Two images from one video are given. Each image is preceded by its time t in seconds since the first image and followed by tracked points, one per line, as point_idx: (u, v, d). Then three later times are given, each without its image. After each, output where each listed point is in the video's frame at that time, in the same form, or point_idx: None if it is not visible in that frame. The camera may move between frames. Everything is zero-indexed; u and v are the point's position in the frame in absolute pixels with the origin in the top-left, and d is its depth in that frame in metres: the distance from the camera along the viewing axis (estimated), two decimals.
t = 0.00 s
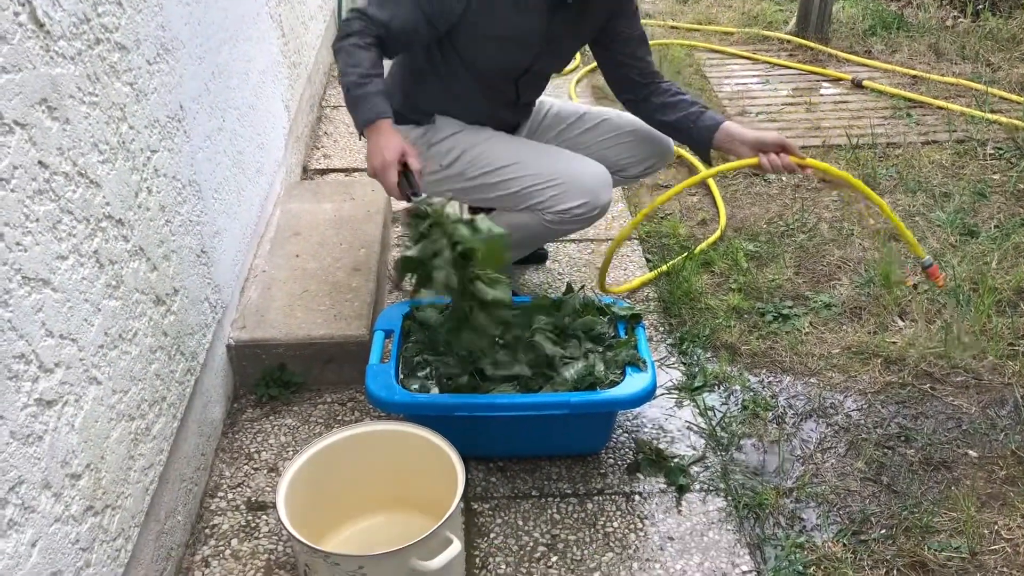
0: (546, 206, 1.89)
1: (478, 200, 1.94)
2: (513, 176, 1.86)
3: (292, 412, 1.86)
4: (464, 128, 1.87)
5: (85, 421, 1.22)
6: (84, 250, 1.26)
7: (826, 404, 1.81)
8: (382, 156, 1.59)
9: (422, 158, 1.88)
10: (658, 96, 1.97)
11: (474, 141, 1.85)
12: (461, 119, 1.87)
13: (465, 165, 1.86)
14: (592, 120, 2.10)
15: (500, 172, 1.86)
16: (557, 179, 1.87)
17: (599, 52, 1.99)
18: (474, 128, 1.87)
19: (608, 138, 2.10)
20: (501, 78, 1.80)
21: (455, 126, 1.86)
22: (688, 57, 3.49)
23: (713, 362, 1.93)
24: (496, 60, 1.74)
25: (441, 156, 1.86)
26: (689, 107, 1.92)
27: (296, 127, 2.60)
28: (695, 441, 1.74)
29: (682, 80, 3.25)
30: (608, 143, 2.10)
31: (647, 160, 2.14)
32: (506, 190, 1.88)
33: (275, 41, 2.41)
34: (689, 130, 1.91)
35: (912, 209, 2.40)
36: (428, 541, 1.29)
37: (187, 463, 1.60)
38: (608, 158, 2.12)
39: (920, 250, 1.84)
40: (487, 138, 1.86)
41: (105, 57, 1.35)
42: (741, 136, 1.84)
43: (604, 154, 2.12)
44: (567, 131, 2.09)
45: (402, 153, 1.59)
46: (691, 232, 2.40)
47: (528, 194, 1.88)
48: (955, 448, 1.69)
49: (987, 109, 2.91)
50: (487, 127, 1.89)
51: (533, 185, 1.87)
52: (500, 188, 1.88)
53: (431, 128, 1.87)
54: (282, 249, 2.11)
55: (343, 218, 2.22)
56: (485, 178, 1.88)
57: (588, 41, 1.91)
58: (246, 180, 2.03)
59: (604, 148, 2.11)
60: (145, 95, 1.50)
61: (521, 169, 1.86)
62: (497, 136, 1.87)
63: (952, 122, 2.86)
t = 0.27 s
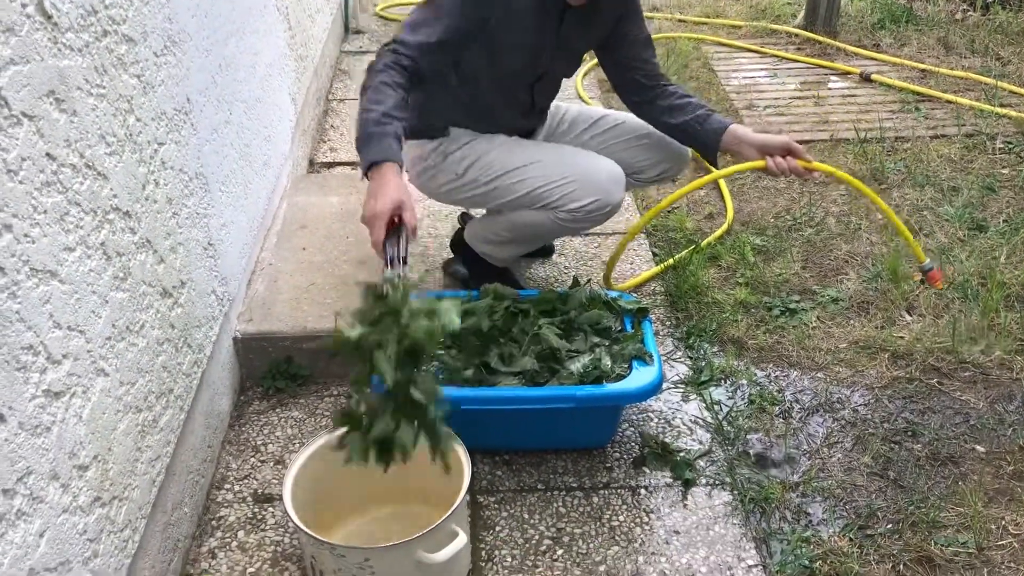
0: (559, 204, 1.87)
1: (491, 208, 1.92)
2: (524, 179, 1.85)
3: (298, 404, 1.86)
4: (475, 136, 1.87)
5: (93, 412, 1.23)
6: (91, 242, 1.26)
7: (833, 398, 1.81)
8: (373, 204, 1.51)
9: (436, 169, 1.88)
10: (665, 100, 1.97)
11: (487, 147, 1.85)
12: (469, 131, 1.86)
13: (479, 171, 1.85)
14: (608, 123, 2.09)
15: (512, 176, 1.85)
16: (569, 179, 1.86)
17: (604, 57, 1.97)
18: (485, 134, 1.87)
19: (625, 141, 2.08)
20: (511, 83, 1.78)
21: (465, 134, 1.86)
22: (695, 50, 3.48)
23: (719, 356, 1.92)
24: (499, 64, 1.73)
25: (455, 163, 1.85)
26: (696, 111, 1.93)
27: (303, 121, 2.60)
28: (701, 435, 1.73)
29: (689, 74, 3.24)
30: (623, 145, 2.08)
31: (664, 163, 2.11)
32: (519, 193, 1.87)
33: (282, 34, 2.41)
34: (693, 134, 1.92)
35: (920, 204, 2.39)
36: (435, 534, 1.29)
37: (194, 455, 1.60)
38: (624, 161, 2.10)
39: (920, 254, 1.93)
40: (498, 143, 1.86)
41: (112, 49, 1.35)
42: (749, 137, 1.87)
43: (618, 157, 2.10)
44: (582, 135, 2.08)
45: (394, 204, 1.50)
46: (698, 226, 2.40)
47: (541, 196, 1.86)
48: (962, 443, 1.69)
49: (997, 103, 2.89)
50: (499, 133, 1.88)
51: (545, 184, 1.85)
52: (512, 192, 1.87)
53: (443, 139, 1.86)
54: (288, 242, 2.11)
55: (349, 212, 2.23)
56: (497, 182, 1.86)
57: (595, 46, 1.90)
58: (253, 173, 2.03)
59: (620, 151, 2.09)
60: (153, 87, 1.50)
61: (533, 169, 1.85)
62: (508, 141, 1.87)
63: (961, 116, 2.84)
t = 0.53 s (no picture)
0: (545, 189, 1.86)
1: (482, 195, 1.92)
2: (511, 165, 1.84)
3: (302, 396, 1.87)
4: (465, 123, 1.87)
5: (98, 403, 1.23)
6: (96, 233, 1.26)
7: (839, 391, 1.80)
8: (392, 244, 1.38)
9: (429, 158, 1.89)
10: (660, 93, 1.97)
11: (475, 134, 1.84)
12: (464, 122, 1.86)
13: (468, 158, 1.85)
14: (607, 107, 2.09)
15: (500, 162, 1.84)
16: (554, 164, 1.84)
17: (602, 54, 1.96)
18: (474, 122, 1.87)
19: (622, 126, 2.07)
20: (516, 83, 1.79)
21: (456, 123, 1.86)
22: (700, 42, 3.46)
23: (724, 349, 1.92)
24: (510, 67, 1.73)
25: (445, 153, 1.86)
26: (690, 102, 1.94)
27: (307, 112, 2.59)
28: (706, 427, 1.73)
29: (695, 66, 3.23)
30: (621, 128, 2.07)
31: (662, 147, 2.08)
32: (506, 179, 1.86)
33: (286, 25, 2.41)
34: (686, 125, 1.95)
35: (926, 196, 2.38)
36: (439, 525, 1.29)
37: (199, 446, 1.60)
38: (621, 145, 2.08)
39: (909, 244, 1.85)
40: (486, 130, 1.86)
41: (116, 40, 1.35)
42: (742, 127, 1.87)
43: (617, 140, 2.08)
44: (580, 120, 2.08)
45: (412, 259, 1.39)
46: (702, 219, 2.40)
47: (528, 182, 1.85)
48: (968, 436, 1.68)
49: (1004, 95, 2.88)
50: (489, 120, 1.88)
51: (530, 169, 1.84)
52: (501, 177, 1.86)
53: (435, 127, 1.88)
54: (293, 234, 2.11)
55: (354, 205, 2.23)
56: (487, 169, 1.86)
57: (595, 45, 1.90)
58: (257, 164, 2.03)
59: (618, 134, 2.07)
60: (157, 78, 1.50)
61: (518, 154, 1.84)
62: (497, 127, 1.87)
63: (969, 108, 2.83)
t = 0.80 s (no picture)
0: (557, 190, 1.85)
1: (493, 197, 1.91)
2: (523, 168, 1.83)
3: (304, 388, 1.87)
4: (476, 126, 1.86)
5: (100, 395, 1.23)
6: (97, 225, 1.26)
7: (840, 383, 1.81)
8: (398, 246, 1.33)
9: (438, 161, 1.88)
10: (660, 82, 1.97)
11: (484, 137, 1.84)
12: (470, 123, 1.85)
13: (478, 160, 1.84)
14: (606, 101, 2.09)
15: (511, 165, 1.84)
16: (566, 167, 1.83)
17: (602, 46, 1.96)
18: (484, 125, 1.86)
19: (623, 117, 2.06)
20: (520, 80, 1.76)
21: (465, 126, 1.85)
22: (702, 34, 3.45)
23: (725, 341, 1.92)
24: (513, 63, 1.70)
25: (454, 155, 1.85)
26: (689, 91, 1.94)
27: (308, 105, 2.59)
28: (707, 420, 1.74)
29: (696, 58, 3.23)
30: (621, 121, 2.07)
31: (664, 137, 2.07)
32: (517, 181, 1.85)
33: (287, 18, 2.40)
34: (686, 115, 1.95)
35: (928, 189, 2.38)
36: (440, 517, 1.29)
37: (201, 438, 1.61)
38: (624, 136, 2.07)
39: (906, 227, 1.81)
40: (495, 132, 1.85)
41: (117, 32, 1.34)
42: (740, 114, 1.87)
43: (618, 132, 2.07)
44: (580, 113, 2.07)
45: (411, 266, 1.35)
46: (704, 212, 2.40)
47: (540, 185, 1.85)
48: (969, 428, 1.68)
49: (1006, 87, 2.87)
50: (499, 122, 1.87)
51: (542, 172, 1.84)
52: (512, 179, 1.85)
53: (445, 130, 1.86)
54: (294, 227, 2.11)
55: (355, 198, 2.23)
56: (497, 171, 1.85)
57: (595, 37, 1.89)
58: (258, 157, 2.03)
59: (619, 126, 2.07)
60: (158, 71, 1.49)
61: (530, 157, 1.83)
62: (508, 129, 1.85)
63: (971, 100, 2.82)
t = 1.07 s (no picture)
0: (559, 185, 1.85)
1: (493, 193, 1.91)
2: (525, 164, 1.83)
3: (302, 383, 1.87)
4: (476, 121, 1.85)
5: (96, 391, 1.23)
6: (92, 221, 1.25)
7: (838, 376, 1.81)
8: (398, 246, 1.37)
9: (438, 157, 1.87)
10: (654, 75, 1.96)
11: (484, 133, 1.83)
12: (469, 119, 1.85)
13: (478, 156, 1.83)
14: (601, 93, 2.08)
15: (513, 160, 1.83)
16: (568, 161, 1.83)
17: (595, 39, 1.95)
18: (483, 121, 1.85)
19: (618, 109, 2.06)
20: (520, 77, 1.76)
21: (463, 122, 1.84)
22: (700, 27, 3.45)
23: (723, 335, 1.92)
24: (514, 60, 1.70)
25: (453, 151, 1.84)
26: (683, 84, 1.94)
27: (305, 100, 2.58)
28: (705, 413, 1.74)
29: (694, 52, 3.22)
30: (616, 113, 2.06)
31: (660, 129, 2.07)
32: (518, 176, 1.84)
33: (284, 12, 2.40)
34: (678, 108, 1.95)
35: (926, 182, 2.38)
36: (437, 512, 1.29)
37: (199, 434, 1.60)
38: (619, 128, 2.07)
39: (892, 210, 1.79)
40: (495, 128, 1.84)
41: (112, 27, 1.34)
42: (734, 108, 1.89)
43: (614, 125, 2.07)
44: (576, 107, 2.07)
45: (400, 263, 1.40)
46: (702, 205, 2.40)
47: (541, 180, 1.84)
48: (966, 421, 1.68)
49: (1004, 80, 2.87)
50: (500, 118, 1.86)
51: (543, 166, 1.83)
52: (513, 174, 1.84)
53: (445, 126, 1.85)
54: (292, 222, 2.11)
55: (352, 193, 2.22)
56: (497, 167, 1.84)
57: (590, 30, 1.89)
58: (255, 152, 2.03)
59: (613, 119, 2.06)
60: (153, 66, 1.49)
61: (531, 152, 1.83)
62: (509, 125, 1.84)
63: (969, 93, 2.82)
